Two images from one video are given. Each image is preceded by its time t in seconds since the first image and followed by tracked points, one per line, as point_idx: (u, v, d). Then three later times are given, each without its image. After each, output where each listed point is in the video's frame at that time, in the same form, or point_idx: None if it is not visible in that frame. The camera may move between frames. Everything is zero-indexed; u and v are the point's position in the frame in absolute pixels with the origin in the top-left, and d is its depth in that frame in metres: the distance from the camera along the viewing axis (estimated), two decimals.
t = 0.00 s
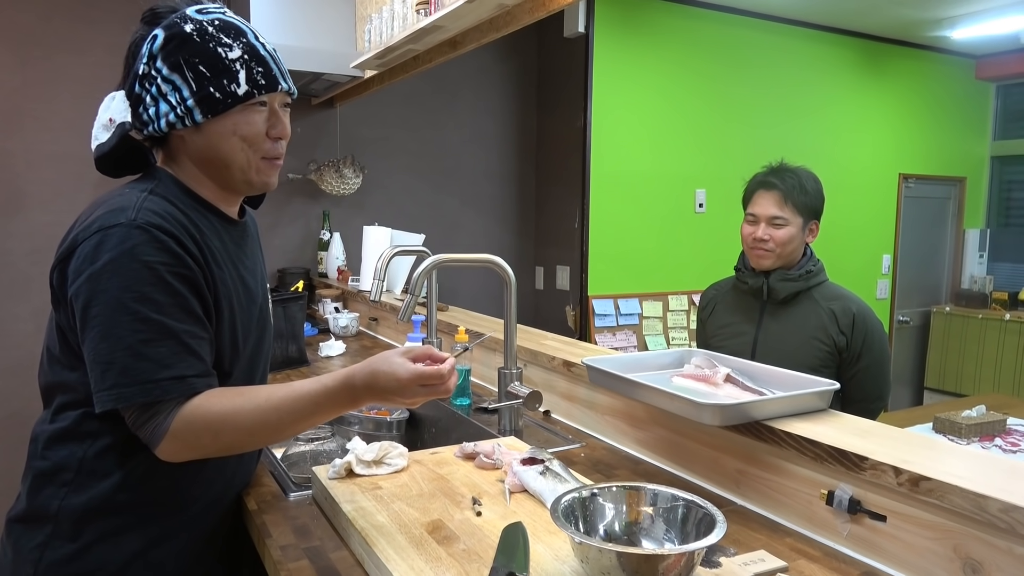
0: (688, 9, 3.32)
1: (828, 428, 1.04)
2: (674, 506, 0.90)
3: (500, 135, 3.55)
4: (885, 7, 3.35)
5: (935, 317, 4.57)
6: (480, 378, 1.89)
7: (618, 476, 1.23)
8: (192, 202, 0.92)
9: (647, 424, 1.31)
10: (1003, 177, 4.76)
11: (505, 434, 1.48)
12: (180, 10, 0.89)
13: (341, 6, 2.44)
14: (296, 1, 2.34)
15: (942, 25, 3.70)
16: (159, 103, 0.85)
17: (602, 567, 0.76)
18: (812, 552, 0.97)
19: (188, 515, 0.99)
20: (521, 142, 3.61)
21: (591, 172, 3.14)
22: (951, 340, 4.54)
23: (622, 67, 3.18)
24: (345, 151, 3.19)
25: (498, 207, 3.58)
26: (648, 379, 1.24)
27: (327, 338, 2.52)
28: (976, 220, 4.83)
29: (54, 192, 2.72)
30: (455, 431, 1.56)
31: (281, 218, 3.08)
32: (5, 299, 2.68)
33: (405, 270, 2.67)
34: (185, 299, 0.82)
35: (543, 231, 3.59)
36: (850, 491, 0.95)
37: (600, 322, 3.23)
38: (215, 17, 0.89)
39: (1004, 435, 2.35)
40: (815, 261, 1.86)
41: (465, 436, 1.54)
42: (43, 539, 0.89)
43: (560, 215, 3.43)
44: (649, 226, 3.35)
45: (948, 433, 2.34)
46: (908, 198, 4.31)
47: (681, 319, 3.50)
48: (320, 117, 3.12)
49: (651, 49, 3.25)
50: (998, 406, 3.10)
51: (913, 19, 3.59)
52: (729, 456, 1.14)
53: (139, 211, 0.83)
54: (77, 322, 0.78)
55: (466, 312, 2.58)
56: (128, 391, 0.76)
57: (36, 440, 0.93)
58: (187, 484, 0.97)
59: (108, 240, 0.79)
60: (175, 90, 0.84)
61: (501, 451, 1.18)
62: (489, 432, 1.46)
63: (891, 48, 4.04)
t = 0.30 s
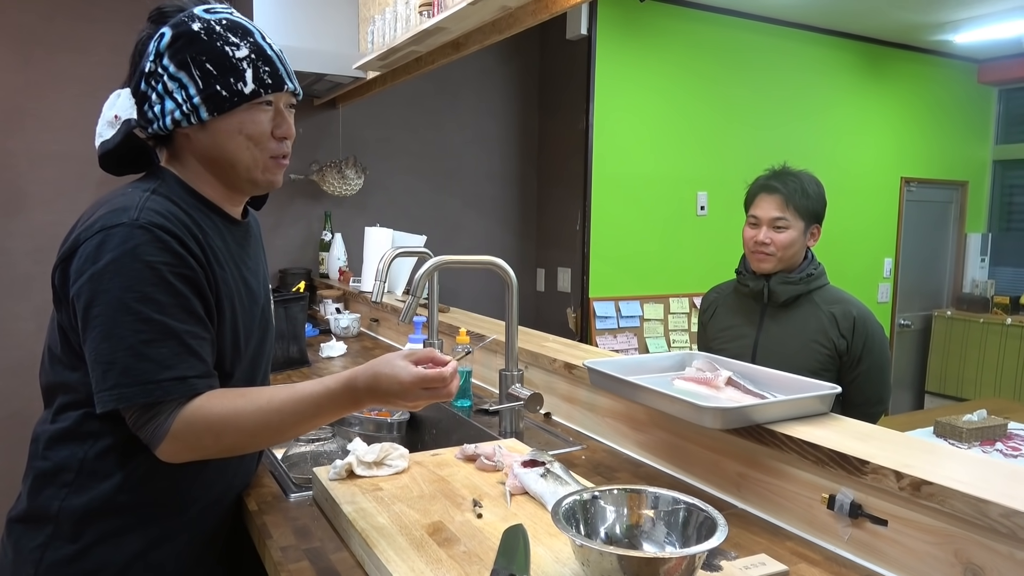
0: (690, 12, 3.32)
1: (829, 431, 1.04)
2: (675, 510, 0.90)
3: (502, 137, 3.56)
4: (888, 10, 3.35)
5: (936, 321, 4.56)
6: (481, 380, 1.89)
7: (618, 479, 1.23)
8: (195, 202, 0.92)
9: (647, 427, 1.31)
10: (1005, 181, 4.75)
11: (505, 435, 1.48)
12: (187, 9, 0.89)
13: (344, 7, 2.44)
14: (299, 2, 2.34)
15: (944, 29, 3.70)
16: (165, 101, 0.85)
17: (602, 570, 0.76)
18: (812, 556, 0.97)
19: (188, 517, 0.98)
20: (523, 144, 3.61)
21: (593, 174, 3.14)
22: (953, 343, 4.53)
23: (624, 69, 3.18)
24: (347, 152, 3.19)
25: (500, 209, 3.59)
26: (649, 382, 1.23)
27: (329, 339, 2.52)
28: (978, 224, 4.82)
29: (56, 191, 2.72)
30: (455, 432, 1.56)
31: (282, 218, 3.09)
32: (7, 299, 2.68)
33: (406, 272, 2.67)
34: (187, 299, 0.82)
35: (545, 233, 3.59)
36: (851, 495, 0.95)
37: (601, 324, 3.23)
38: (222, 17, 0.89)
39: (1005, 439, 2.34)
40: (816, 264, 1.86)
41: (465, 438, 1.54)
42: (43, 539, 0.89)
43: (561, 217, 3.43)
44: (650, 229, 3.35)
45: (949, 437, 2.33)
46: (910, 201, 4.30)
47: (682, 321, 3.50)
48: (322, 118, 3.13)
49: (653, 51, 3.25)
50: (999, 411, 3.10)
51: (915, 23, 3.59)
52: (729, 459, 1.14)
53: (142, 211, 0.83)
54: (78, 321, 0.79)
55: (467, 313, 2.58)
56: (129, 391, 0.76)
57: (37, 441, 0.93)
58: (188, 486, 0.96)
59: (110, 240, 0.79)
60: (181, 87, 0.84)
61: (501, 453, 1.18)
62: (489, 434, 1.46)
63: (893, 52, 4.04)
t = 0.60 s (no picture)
0: (691, 13, 3.32)
1: (831, 433, 1.04)
2: (678, 511, 0.89)
3: (503, 139, 3.56)
4: (889, 11, 3.36)
5: (938, 322, 4.56)
6: (483, 382, 1.89)
7: (621, 480, 1.23)
8: (196, 204, 0.92)
9: (649, 428, 1.31)
10: (1006, 183, 4.74)
11: (507, 437, 1.48)
12: (192, 11, 0.89)
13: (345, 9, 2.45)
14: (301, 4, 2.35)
15: (945, 30, 3.70)
16: (168, 102, 0.85)
17: (605, 571, 0.76)
18: (815, 557, 0.97)
19: (190, 520, 0.98)
20: (524, 145, 3.61)
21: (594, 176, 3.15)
22: (955, 345, 4.53)
23: (625, 71, 3.19)
24: (349, 154, 3.20)
25: (501, 211, 3.59)
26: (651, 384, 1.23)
27: (330, 341, 2.52)
28: (979, 225, 4.82)
29: (57, 193, 2.73)
30: (457, 434, 1.56)
31: (284, 220, 3.09)
32: (9, 300, 2.68)
33: (408, 274, 2.67)
34: (188, 302, 0.82)
35: (546, 234, 3.59)
36: (854, 496, 0.95)
37: (603, 326, 3.23)
38: (226, 19, 0.89)
39: (1008, 441, 2.34)
40: (817, 265, 1.86)
41: (467, 440, 1.54)
42: (45, 541, 0.89)
43: (562, 218, 3.43)
44: (651, 230, 3.35)
45: (952, 439, 2.33)
46: (912, 202, 4.30)
47: (684, 323, 3.50)
48: (324, 120, 3.13)
49: (654, 53, 3.25)
50: (1001, 412, 3.10)
51: (916, 24, 3.59)
52: (732, 461, 1.14)
53: (142, 215, 0.83)
54: (80, 325, 0.79)
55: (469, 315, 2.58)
56: (130, 395, 0.76)
57: (39, 443, 0.93)
58: (190, 488, 0.96)
59: (111, 244, 0.79)
60: (184, 89, 0.85)
61: (503, 455, 1.18)
62: (491, 436, 1.46)
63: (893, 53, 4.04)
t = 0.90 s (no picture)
0: (691, 14, 3.32)
1: (834, 433, 1.04)
2: (681, 512, 0.89)
3: (504, 140, 3.56)
4: (890, 12, 3.36)
5: (940, 323, 4.55)
6: (485, 383, 1.89)
7: (623, 481, 1.22)
8: (192, 205, 0.92)
9: (651, 429, 1.31)
10: (1008, 183, 4.74)
11: (509, 438, 1.48)
12: (211, 17, 0.89)
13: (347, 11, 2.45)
14: (303, 6, 2.35)
15: (946, 30, 3.70)
16: (171, 106, 0.85)
17: (608, 572, 0.76)
18: (818, 558, 0.96)
19: (190, 520, 0.98)
20: (526, 146, 3.61)
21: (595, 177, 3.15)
22: (957, 345, 4.52)
23: (626, 72, 3.19)
24: (350, 156, 3.20)
25: (502, 212, 3.59)
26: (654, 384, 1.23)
27: (332, 342, 2.52)
28: (981, 225, 4.81)
29: (59, 195, 2.73)
30: (459, 435, 1.56)
31: (285, 222, 3.10)
32: (11, 302, 2.69)
33: (410, 275, 2.67)
34: (186, 302, 0.82)
35: (547, 235, 3.59)
36: (856, 497, 0.95)
37: (604, 327, 3.23)
38: (244, 30, 0.89)
39: (1010, 441, 2.33)
40: (819, 266, 1.86)
41: (469, 441, 1.54)
42: (46, 542, 0.89)
43: (563, 219, 3.43)
44: (653, 232, 3.35)
45: (954, 439, 2.33)
46: (914, 203, 4.30)
47: (686, 324, 3.49)
48: (325, 122, 3.13)
49: (655, 54, 3.26)
50: (1004, 412, 3.09)
51: (917, 24, 3.59)
52: (734, 461, 1.13)
53: (137, 215, 0.83)
54: (77, 327, 0.78)
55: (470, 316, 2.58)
56: (129, 395, 0.76)
57: (39, 444, 0.93)
58: (190, 488, 0.96)
59: (107, 244, 0.79)
60: (189, 97, 0.84)
61: (506, 456, 1.17)
62: (493, 438, 1.46)
63: (894, 53, 4.04)
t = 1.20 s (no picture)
0: (691, 14, 3.32)
1: (835, 433, 1.04)
2: (682, 512, 0.89)
3: (505, 141, 3.56)
4: (891, 12, 3.36)
5: (942, 323, 4.54)
6: (486, 384, 1.89)
7: (624, 482, 1.22)
8: (189, 208, 0.92)
9: (653, 429, 1.31)
10: (1009, 183, 4.73)
11: (510, 439, 1.48)
12: (198, 17, 0.89)
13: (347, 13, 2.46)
14: (304, 8, 2.35)
15: (947, 30, 3.70)
16: (162, 110, 0.85)
17: (608, 572, 0.76)
18: (820, 558, 0.96)
19: (189, 521, 0.98)
20: (526, 147, 3.61)
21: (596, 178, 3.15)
22: (958, 345, 4.52)
23: (627, 72, 3.19)
24: (351, 157, 3.20)
25: (503, 214, 3.59)
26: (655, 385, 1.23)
27: (333, 343, 2.52)
28: (982, 225, 4.81)
29: (60, 197, 2.74)
30: (460, 436, 1.57)
31: (287, 223, 3.10)
32: (12, 304, 2.69)
33: (411, 276, 2.68)
34: (182, 306, 0.82)
35: (548, 236, 3.59)
36: (858, 497, 0.95)
37: (605, 328, 3.23)
38: (232, 30, 0.89)
39: (1012, 442, 2.33)
40: (820, 267, 1.86)
41: (470, 442, 1.54)
42: (46, 542, 0.89)
43: (564, 220, 3.43)
44: (654, 233, 3.36)
45: (955, 440, 2.33)
46: (915, 203, 4.29)
47: (687, 325, 3.49)
48: (326, 123, 3.13)
49: (656, 55, 3.26)
50: (1005, 412, 3.08)
51: (918, 24, 3.59)
52: (735, 462, 1.13)
53: (135, 219, 0.83)
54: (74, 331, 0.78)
55: (471, 317, 2.58)
56: (125, 399, 0.76)
57: (39, 445, 0.93)
58: (189, 489, 0.96)
59: (104, 248, 0.79)
60: (179, 100, 0.85)
61: (507, 456, 1.17)
62: (494, 438, 1.46)
63: (894, 53, 4.04)
